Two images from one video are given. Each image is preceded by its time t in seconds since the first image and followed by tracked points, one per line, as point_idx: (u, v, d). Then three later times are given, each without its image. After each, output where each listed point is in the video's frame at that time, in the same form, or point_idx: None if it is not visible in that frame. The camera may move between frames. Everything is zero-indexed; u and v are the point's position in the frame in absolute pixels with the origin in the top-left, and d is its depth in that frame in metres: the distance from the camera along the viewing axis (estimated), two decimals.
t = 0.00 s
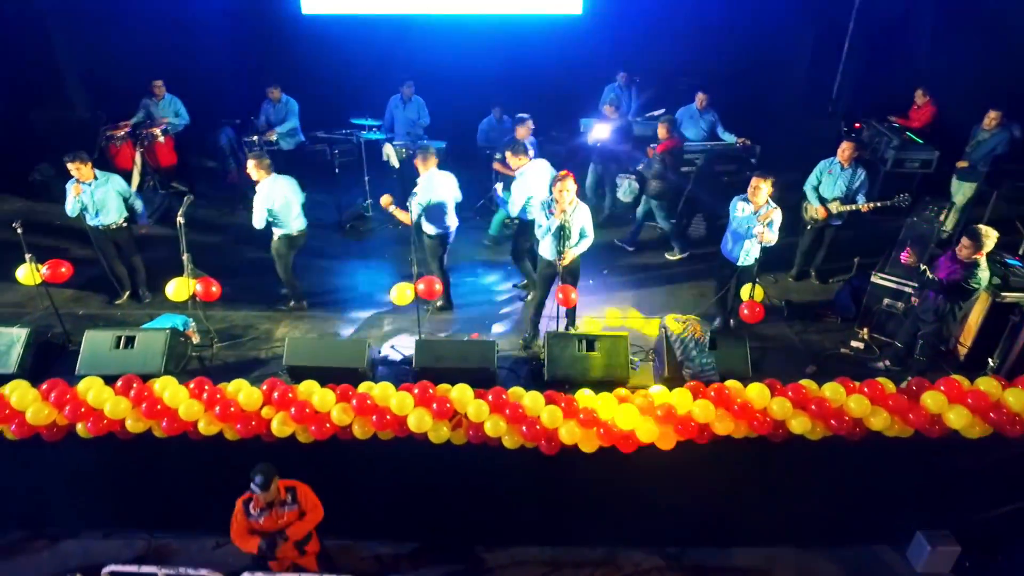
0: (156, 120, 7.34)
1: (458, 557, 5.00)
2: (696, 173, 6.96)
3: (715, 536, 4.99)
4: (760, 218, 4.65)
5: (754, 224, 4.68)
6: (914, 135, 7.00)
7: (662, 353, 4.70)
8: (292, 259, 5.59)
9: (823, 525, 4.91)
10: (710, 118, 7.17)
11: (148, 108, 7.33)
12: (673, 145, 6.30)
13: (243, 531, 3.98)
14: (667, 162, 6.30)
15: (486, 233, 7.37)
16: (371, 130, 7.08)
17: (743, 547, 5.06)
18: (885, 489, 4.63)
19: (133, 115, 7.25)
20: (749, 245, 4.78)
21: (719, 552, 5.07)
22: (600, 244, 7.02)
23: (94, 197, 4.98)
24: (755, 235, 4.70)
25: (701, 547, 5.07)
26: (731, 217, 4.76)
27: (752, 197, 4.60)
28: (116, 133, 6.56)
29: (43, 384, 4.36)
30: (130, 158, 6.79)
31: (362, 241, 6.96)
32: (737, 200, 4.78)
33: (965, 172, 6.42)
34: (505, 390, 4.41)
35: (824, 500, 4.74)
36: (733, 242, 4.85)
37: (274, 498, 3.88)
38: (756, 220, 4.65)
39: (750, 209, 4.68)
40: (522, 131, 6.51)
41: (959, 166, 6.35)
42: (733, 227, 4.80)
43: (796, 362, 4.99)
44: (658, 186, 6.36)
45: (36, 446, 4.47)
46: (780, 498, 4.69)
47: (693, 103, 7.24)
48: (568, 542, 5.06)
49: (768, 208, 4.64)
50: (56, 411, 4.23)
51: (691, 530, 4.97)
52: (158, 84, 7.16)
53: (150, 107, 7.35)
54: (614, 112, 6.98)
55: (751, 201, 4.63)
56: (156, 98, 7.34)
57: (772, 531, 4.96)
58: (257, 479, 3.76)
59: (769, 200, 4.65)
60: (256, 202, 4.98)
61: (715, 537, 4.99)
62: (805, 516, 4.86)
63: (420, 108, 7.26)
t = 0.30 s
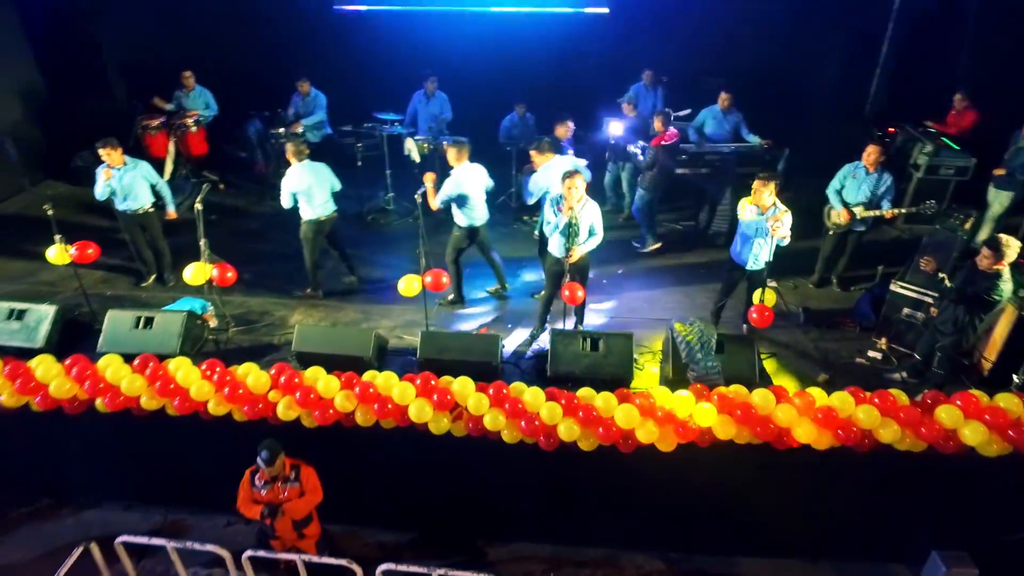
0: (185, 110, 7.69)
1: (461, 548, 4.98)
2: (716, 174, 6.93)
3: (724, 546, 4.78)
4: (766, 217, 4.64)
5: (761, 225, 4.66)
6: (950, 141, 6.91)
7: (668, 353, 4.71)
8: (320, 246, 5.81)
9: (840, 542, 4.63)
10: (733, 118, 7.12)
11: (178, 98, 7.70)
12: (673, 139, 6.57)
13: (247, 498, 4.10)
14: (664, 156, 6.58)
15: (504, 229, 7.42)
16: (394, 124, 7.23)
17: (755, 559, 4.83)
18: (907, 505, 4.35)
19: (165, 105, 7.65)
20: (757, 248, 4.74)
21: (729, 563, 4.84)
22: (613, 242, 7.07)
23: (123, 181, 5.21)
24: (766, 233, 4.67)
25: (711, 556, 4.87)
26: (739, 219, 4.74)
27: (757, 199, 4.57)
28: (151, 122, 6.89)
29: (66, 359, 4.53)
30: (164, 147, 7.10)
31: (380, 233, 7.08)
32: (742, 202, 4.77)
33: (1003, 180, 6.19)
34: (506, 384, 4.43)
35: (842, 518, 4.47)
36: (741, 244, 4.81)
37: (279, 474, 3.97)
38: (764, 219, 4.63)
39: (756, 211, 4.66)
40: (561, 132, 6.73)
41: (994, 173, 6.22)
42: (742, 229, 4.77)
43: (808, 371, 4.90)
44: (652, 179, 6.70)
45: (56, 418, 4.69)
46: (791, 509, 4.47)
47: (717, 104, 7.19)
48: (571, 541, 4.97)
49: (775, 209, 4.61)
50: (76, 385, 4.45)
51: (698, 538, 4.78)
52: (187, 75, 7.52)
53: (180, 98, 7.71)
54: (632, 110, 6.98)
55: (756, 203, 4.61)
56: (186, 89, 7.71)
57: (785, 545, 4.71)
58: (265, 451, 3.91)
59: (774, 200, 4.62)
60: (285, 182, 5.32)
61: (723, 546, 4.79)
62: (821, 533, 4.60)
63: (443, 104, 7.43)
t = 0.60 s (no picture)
0: (228, 102, 8.08)
1: (474, 540, 5.00)
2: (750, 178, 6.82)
3: (740, 556, 4.66)
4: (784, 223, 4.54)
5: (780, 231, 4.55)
6: (1004, 150, 6.74)
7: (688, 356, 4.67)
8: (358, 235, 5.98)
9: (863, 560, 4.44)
10: (772, 121, 7.03)
11: (220, 91, 8.08)
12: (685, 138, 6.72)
13: (267, 471, 4.25)
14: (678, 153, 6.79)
15: (532, 226, 7.45)
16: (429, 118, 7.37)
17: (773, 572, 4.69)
18: (935, 525, 4.17)
19: (208, 98, 8.01)
20: (775, 253, 4.68)
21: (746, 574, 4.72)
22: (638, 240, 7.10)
23: (167, 167, 5.47)
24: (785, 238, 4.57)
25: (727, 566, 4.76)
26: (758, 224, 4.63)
27: (772, 205, 4.48)
28: (197, 112, 7.15)
29: (106, 336, 4.74)
30: (209, 137, 7.38)
31: (410, 226, 7.21)
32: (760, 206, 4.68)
33: None
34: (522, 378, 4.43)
35: (865, 533, 4.31)
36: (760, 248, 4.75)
37: (299, 451, 4.09)
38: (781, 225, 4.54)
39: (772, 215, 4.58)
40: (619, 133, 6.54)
41: None
42: (761, 234, 4.66)
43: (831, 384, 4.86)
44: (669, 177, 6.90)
45: (95, 390, 4.94)
46: (809, 521, 4.35)
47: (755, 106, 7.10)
48: (584, 540, 4.93)
49: (794, 214, 4.51)
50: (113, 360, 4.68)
51: (714, 547, 4.67)
52: (227, 68, 7.88)
53: (222, 90, 8.12)
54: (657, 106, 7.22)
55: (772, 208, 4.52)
56: (226, 82, 8.07)
57: (805, 559, 4.56)
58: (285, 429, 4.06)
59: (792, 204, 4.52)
60: (330, 166, 5.53)
61: (741, 556, 4.67)
62: (843, 549, 4.43)
63: (477, 101, 7.81)
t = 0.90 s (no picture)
0: (278, 96, 8.36)
1: (495, 536, 5.03)
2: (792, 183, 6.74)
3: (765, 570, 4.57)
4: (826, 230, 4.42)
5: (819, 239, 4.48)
6: None
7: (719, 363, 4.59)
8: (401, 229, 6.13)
9: None
10: (819, 126, 6.90)
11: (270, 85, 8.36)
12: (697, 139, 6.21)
13: (297, 455, 4.34)
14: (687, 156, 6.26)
15: (568, 226, 7.45)
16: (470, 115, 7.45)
17: None
18: (973, 552, 3.99)
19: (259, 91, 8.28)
20: (813, 261, 4.60)
21: None
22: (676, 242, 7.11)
23: (216, 156, 5.69)
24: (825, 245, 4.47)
25: None
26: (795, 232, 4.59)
27: (812, 213, 4.36)
28: (248, 104, 7.39)
29: (152, 316, 4.95)
30: (258, 128, 7.61)
31: (447, 222, 7.30)
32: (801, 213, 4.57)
33: None
34: (548, 377, 4.42)
35: (898, 556, 4.16)
36: (798, 256, 4.66)
37: (328, 436, 4.18)
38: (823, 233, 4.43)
39: (812, 222, 4.47)
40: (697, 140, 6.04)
41: None
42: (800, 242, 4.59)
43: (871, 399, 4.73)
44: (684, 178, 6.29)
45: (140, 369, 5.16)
46: (838, 539, 4.22)
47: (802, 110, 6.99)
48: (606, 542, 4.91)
49: (835, 223, 4.39)
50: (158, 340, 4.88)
51: (738, 559, 4.59)
52: (275, 62, 8.16)
53: (271, 84, 8.40)
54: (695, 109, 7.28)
55: (812, 216, 4.41)
56: (274, 76, 8.36)
57: None
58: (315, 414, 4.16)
59: (833, 213, 4.39)
60: (369, 156, 5.64)
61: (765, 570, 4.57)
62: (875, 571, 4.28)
63: (519, 99, 7.93)
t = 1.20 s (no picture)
0: (324, 90, 8.55)
1: (521, 535, 5.04)
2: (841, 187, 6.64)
3: None
4: (861, 239, 4.42)
5: (859, 248, 4.45)
6: None
7: (753, 371, 4.48)
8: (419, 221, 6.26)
9: None
10: (871, 131, 6.76)
11: (317, 80, 8.57)
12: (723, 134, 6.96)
13: (328, 443, 4.43)
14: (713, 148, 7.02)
15: (605, 227, 7.40)
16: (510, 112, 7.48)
17: None
18: None
19: (306, 85, 8.50)
20: (849, 271, 4.58)
21: None
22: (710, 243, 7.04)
23: (261, 148, 5.87)
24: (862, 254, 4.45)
25: None
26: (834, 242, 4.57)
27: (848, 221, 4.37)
28: (296, 99, 7.59)
29: (196, 302, 5.11)
30: (305, 123, 7.81)
31: (485, 221, 7.32)
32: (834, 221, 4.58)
33: None
34: (577, 377, 4.39)
35: None
36: (830, 263, 4.66)
37: (358, 426, 4.25)
38: (858, 241, 4.43)
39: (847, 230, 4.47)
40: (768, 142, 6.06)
41: None
42: (838, 250, 4.57)
43: (913, 415, 4.59)
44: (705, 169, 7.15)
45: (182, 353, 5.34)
46: (871, 560, 4.08)
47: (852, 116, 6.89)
48: (630, 547, 4.86)
49: (871, 232, 4.38)
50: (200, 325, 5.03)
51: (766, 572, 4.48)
52: (322, 58, 8.37)
53: (318, 79, 8.61)
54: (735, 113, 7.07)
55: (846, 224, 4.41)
56: (322, 71, 8.56)
57: None
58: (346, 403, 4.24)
59: (869, 222, 4.38)
60: (399, 157, 5.72)
61: None
62: None
63: (560, 98, 7.92)
